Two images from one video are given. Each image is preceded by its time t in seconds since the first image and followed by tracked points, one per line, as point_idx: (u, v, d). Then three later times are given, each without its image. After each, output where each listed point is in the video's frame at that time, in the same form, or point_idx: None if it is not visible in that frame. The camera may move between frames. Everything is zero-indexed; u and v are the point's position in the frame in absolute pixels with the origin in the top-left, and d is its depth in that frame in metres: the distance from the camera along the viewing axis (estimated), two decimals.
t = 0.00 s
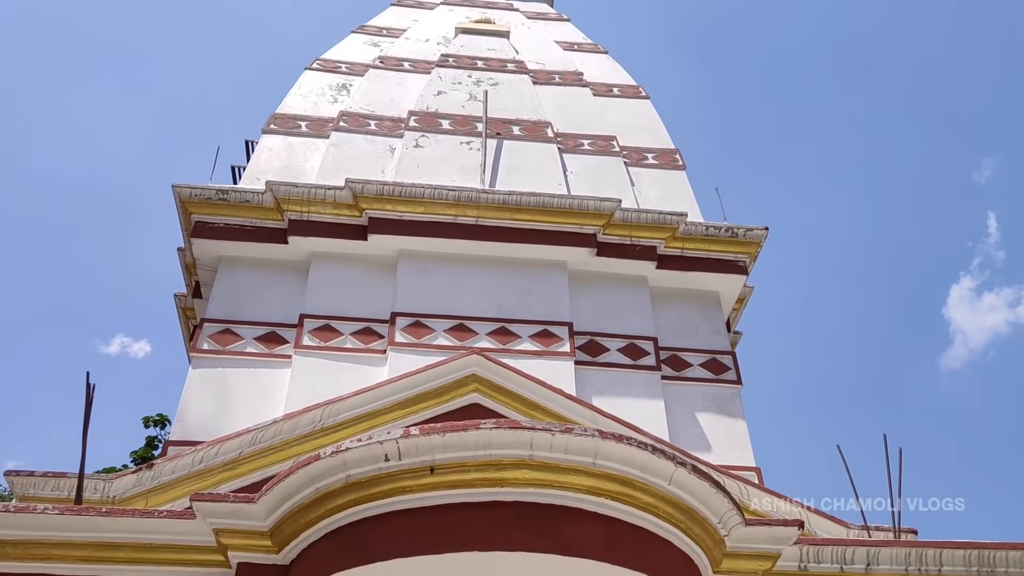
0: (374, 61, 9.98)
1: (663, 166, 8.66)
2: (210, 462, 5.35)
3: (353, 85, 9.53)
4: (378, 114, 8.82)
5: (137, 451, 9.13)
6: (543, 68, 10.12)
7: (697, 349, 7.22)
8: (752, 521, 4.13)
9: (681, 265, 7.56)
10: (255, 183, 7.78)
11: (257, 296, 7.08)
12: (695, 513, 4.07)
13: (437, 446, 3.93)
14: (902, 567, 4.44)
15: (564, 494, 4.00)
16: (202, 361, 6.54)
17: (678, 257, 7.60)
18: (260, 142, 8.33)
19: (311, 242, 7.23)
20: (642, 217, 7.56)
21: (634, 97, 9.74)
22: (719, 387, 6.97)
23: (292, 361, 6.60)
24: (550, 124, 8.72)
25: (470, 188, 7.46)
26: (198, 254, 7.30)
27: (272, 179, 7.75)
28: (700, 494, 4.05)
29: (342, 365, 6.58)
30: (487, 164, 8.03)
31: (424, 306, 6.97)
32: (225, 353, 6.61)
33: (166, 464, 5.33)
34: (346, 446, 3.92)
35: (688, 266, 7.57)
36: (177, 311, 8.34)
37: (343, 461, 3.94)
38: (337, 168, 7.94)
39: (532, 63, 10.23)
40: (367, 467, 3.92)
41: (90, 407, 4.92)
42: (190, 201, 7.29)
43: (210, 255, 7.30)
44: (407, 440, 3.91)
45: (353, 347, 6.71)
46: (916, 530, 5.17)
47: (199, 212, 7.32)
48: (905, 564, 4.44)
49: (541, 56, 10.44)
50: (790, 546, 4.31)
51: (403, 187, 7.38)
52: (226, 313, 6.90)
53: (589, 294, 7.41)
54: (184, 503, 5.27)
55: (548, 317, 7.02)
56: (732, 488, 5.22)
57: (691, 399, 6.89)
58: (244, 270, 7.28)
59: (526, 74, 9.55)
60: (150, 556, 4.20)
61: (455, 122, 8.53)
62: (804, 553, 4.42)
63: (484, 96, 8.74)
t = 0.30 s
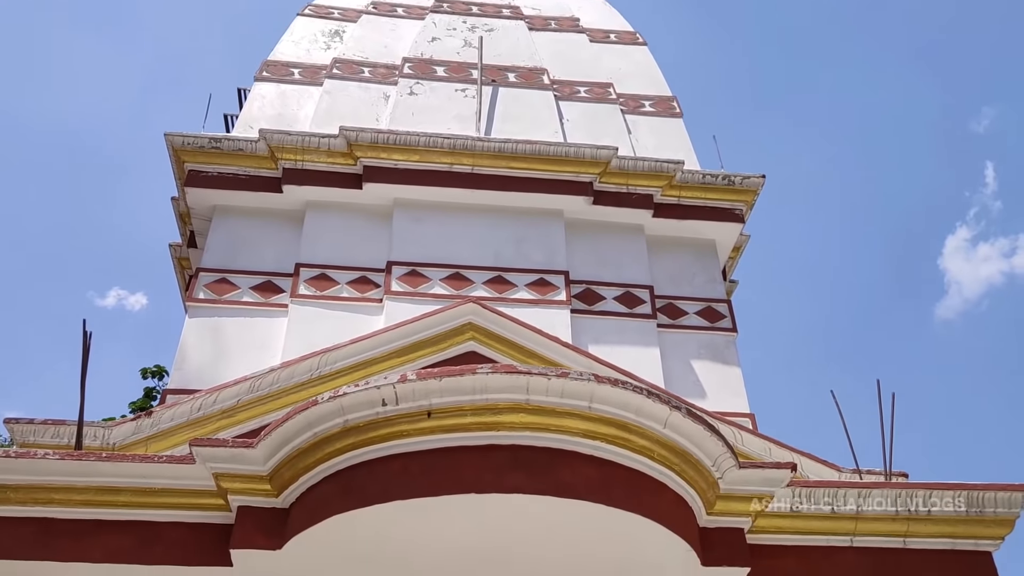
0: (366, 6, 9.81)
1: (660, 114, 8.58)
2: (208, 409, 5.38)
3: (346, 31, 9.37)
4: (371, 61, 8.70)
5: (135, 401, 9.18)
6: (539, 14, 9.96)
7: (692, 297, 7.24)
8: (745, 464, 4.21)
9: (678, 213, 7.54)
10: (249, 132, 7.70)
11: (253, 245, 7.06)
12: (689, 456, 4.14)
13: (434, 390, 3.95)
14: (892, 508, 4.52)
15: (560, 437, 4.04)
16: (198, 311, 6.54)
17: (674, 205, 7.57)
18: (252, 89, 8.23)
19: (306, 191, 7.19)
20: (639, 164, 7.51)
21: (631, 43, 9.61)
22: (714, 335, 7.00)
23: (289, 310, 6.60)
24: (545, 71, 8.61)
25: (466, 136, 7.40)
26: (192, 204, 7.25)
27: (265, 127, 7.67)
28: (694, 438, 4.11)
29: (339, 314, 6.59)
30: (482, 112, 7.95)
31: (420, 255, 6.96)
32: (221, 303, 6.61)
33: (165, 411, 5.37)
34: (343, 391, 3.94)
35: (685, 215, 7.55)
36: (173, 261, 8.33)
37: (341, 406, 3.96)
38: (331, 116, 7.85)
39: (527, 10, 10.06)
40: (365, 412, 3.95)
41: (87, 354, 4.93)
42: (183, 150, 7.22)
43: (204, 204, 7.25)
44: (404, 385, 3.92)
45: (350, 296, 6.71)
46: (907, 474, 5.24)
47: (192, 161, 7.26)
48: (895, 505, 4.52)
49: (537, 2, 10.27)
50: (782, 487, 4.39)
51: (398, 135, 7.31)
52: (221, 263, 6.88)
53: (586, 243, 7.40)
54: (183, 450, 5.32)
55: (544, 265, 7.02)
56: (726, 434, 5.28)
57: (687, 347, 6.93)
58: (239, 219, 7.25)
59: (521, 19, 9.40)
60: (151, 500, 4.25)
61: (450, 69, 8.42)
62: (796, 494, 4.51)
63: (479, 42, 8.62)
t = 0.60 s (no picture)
0: None
1: (659, 59, 8.48)
2: (209, 358, 5.41)
3: None
4: (366, 7, 8.55)
5: (137, 354, 9.23)
6: None
7: (691, 245, 7.23)
8: (743, 406, 4.25)
9: (677, 160, 7.49)
10: (243, 81, 7.61)
11: (250, 196, 7.03)
12: (687, 398, 4.19)
13: (434, 335, 3.97)
14: (888, 449, 4.57)
15: (560, 381, 4.07)
16: (197, 262, 6.53)
17: (673, 152, 7.52)
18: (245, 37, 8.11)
19: (302, 140, 7.13)
20: (638, 111, 7.44)
21: None
22: (713, 282, 7.01)
23: (288, 260, 6.59)
24: (543, 17, 8.48)
25: (463, 84, 7.32)
26: (188, 154, 7.20)
27: (259, 76, 7.58)
28: (692, 380, 4.15)
29: (338, 264, 6.59)
30: (479, 59, 7.85)
31: (418, 204, 6.93)
32: (220, 254, 6.59)
33: (166, 360, 5.39)
34: (343, 336, 3.96)
35: (684, 162, 7.51)
36: (171, 213, 8.30)
37: (341, 351, 3.98)
38: (326, 64, 7.75)
39: None
40: (365, 357, 3.97)
41: (88, 304, 4.93)
42: (177, 99, 7.15)
43: (200, 154, 7.20)
44: (404, 330, 3.93)
45: (348, 246, 6.70)
46: (903, 416, 5.30)
47: (187, 111, 7.19)
48: (891, 446, 4.57)
49: None
50: (780, 429, 4.44)
51: (394, 83, 7.23)
52: (219, 213, 6.86)
53: (585, 191, 7.37)
54: (186, 398, 5.36)
55: (542, 214, 6.99)
56: (725, 378, 5.31)
57: (686, 294, 6.94)
58: (236, 170, 7.20)
59: None
60: (155, 446, 4.30)
61: (446, 15, 8.29)
62: (793, 436, 4.55)
63: None
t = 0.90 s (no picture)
0: None
1: (663, 4, 8.33)
2: (215, 309, 5.43)
3: None
4: None
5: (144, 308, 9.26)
6: None
7: (696, 193, 7.19)
8: (746, 352, 4.26)
9: (682, 107, 7.41)
10: (242, 30, 7.51)
11: (252, 146, 6.98)
12: (691, 344, 4.20)
13: (437, 283, 3.97)
14: (890, 394, 4.59)
15: (563, 328, 4.07)
16: (200, 213, 6.52)
17: (678, 99, 7.44)
18: None
19: (303, 90, 7.06)
20: (642, 57, 7.34)
21: None
22: (717, 230, 6.98)
23: (291, 211, 6.57)
24: None
25: (464, 31, 7.22)
26: (188, 105, 7.14)
27: (258, 25, 7.48)
28: (695, 325, 4.16)
29: (341, 215, 6.57)
30: (481, 5, 7.73)
31: (420, 154, 6.89)
32: (222, 205, 6.57)
33: (172, 312, 5.41)
34: (347, 285, 3.96)
35: (688, 109, 7.43)
36: (173, 166, 8.27)
37: (345, 300, 3.99)
38: (325, 12, 7.64)
39: None
40: (370, 306, 3.98)
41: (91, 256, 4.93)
42: (176, 49, 7.06)
43: (200, 105, 7.13)
44: (407, 278, 3.93)
45: (351, 197, 6.67)
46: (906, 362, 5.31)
47: (186, 61, 7.10)
48: (894, 391, 4.59)
49: None
50: (783, 375, 4.46)
51: (395, 31, 7.13)
52: (221, 165, 6.82)
53: (589, 139, 7.30)
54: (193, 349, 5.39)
55: (546, 163, 6.95)
56: (729, 326, 5.32)
57: (690, 242, 6.92)
58: (236, 121, 7.14)
59: None
60: (163, 395, 4.34)
61: None
62: (796, 382, 4.57)
63: None
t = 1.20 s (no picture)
0: None
1: None
2: (223, 257, 5.44)
3: None
4: None
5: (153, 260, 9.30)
6: None
7: (704, 138, 7.12)
8: (754, 295, 4.27)
9: (690, 51, 7.31)
10: None
11: (256, 94, 6.92)
12: (698, 287, 4.20)
13: (444, 227, 3.96)
14: (898, 336, 4.60)
15: (571, 271, 4.08)
16: (205, 162, 6.49)
17: (687, 42, 7.33)
18: None
19: (307, 36, 6.98)
20: None
21: None
22: (726, 176, 6.93)
23: (297, 159, 6.55)
24: None
25: None
26: (191, 52, 7.07)
27: None
28: (703, 268, 4.15)
29: (347, 162, 6.54)
30: None
31: (426, 101, 6.82)
32: (228, 153, 6.54)
33: (181, 260, 5.43)
34: (354, 229, 3.96)
35: (698, 52, 7.32)
36: (177, 116, 8.22)
37: (352, 245, 3.99)
38: None
39: None
40: (377, 250, 3.98)
41: (99, 203, 4.94)
42: None
43: (204, 52, 7.06)
44: (414, 222, 3.93)
45: (357, 144, 6.63)
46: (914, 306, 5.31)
47: (189, 7, 7.02)
48: (901, 333, 4.60)
49: None
50: (790, 318, 4.47)
51: None
52: (225, 112, 6.77)
53: (596, 84, 7.22)
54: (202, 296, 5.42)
55: (553, 108, 6.88)
56: (737, 271, 5.32)
57: (698, 188, 6.88)
58: (240, 68, 7.07)
59: None
60: (173, 341, 4.38)
61: None
62: (804, 325, 4.58)
63: None
